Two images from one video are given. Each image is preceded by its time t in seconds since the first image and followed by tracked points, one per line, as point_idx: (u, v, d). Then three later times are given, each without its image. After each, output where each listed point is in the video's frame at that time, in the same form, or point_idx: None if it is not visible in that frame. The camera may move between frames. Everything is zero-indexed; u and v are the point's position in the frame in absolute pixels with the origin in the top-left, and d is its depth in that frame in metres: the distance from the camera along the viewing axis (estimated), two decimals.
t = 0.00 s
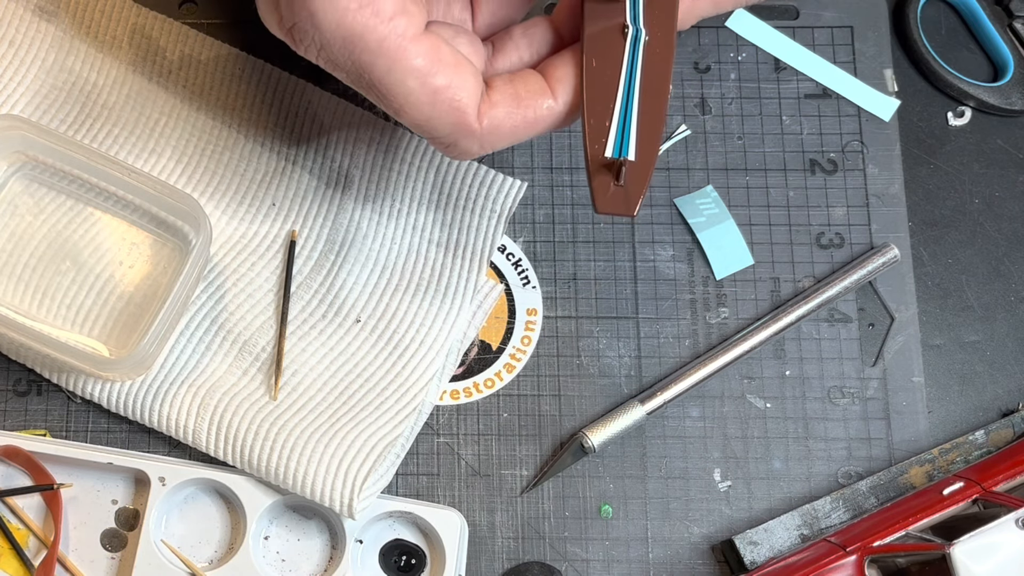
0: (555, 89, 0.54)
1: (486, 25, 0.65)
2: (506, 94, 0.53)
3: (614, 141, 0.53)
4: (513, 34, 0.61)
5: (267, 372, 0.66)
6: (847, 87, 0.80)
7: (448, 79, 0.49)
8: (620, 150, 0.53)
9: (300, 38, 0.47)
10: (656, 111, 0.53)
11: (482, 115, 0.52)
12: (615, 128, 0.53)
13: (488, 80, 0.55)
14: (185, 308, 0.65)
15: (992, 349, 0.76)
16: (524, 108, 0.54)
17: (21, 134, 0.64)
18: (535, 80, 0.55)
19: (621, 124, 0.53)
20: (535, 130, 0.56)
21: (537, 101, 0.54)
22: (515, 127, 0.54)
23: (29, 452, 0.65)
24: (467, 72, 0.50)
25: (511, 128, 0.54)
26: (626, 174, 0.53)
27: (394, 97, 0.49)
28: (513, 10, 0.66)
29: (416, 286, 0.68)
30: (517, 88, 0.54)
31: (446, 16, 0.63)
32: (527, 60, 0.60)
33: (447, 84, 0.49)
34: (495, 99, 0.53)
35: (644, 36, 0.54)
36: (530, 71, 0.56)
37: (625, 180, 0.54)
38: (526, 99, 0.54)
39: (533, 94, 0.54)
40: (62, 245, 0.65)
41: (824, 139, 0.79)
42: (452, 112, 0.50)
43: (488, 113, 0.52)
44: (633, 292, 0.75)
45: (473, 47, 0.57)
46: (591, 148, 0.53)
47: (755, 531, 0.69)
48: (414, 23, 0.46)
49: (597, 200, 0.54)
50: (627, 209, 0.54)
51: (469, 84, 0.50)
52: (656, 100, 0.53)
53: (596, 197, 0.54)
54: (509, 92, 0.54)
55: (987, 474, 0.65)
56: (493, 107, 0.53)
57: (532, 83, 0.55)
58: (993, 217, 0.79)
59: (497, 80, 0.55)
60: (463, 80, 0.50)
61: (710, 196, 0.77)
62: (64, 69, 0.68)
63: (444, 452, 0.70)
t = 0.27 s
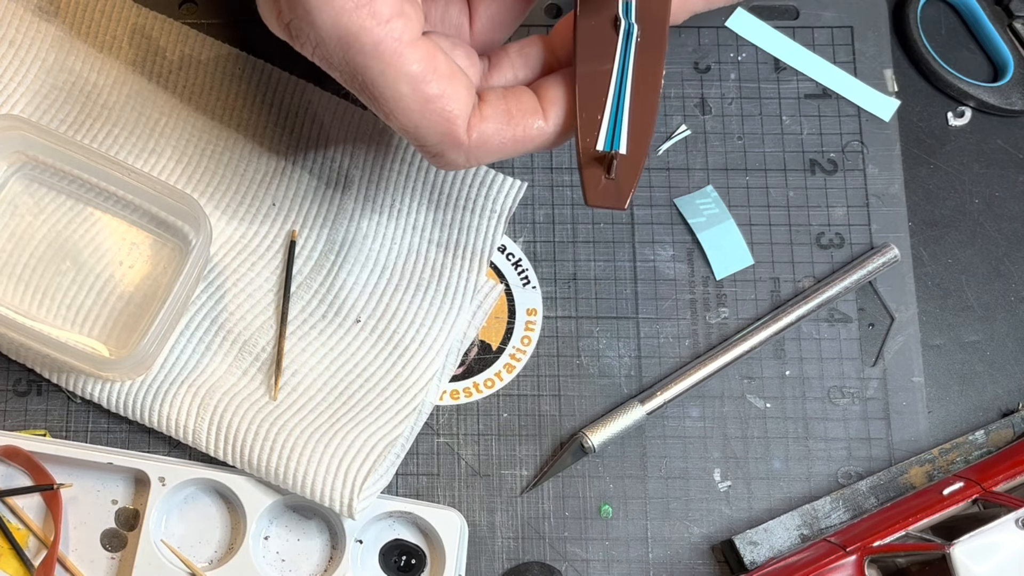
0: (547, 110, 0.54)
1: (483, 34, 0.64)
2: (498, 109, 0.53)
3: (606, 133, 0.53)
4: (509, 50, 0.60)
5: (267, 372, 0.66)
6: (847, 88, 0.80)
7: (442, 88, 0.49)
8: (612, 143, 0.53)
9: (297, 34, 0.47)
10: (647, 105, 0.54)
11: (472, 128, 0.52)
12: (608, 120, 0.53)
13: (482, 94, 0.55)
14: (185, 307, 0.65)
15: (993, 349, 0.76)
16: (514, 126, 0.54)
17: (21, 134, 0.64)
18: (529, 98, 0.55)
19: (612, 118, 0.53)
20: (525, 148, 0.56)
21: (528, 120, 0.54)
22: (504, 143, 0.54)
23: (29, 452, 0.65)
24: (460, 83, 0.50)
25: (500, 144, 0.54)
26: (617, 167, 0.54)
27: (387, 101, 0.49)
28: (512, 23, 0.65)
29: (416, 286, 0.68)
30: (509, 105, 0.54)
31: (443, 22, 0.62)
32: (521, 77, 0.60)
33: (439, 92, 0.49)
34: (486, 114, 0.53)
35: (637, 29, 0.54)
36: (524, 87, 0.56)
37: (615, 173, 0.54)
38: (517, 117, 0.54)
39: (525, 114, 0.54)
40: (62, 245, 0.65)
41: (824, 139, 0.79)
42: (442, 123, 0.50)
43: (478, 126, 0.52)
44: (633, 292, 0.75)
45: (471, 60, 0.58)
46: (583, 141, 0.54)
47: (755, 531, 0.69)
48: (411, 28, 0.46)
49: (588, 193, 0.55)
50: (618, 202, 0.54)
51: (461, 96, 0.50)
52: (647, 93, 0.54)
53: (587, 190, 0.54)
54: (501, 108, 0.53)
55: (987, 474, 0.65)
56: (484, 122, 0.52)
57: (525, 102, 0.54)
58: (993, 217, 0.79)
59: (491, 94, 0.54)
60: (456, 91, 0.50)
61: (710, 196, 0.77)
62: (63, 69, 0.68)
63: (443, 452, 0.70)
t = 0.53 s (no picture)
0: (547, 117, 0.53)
1: (481, 54, 0.62)
2: (499, 118, 0.53)
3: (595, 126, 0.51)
4: (503, 63, 0.59)
5: (267, 372, 0.66)
6: (847, 87, 0.80)
7: (443, 102, 0.49)
8: (600, 135, 0.51)
9: (296, 53, 0.47)
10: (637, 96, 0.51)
11: (475, 139, 0.52)
12: (596, 114, 0.52)
13: (483, 103, 0.55)
14: (185, 307, 0.65)
15: (992, 349, 0.76)
16: (516, 134, 0.53)
17: (21, 134, 0.64)
18: (530, 105, 0.54)
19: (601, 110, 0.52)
20: (528, 157, 0.55)
21: (529, 127, 0.53)
22: (507, 151, 0.54)
23: (29, 452, 0.65)
24: (461, 95, 0.50)
25: (503, 152, 0.53)
26: (605, 159, 0.52)
27: (388, 117, 0.49)
28: (508, 41, 0.63)
29: (416, 286, 0.68)
30: (511, 113, 0.53)
31: (440, 38, 0.60)
32: (515, 90, 0.58)
33: (440, 105, 0.49)
34: (488, 123, 0.53)
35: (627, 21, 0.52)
36: (525, 94, 0.55)
37: (604, 165, 0.52)
38: (519, 125, 0.53)
39: (526, 121, 0.53)
40: (62, 245, 0.65)
41: (824, 139, 0.79)
42: (444, 135, 0.50)
43: (481, 137, 0.52)
44: (633, 292, 0.75)
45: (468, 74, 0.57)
46: (571, 133, 0.52)
47: (755, 531, 0.69)
48: (411, 43, 0.47)
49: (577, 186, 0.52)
50: (606, 195, 0.52)
51: (462, 107, 0.50)
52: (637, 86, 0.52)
53: (576, 182, 0.52)
54: (503, 117, 0.53)
55: (987, 474, 0.65)
56: (486, 132, 0.52)
57: (526, 108, 0.54)
58: (993, 217, 0.79)
59: (492, 103, 0.54)
60: (457, 103, 0.50)
61: (710, 196, 0.77)
62: (63, 69, 0.67)
63: (443, 452, 0.70)
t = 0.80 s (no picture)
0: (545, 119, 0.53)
1: (480, 56, 0.62)
2: (496, 121, 0.53)
3: (596, 124, 0.52)
4: (501, 64, 0.59)
5: (267, 372, 0.66)
6: (847, 88, 0.80)
7: (438, 105, 0.49)
8: (601, 133, 0.51)
9: (290, 57, 0.48)
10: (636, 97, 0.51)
11: (470, 142, 0.52)
12: (596, 113, 0.52)
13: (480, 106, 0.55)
14: (185, 307, 0.65)
15: (993, 349, 0.76)
16: (513, 137, 0.53)
17: (21, 134, 0.64)
18: (527, 108, 0.54)
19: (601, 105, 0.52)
20: (526, 159, 0.55)
21: (526, 130, 0.53)
22: (503, 154, 0.54)
23: (29, 452, 0.65)
24: (457, 98, 0.50)
25: (500, 155, 0.53)
26: (602, 157, 0.52)
27: (384, 120, 0.50)
28: (511, 43, 0.63)
29: (416, 286, 0.68)
30: (507, 116, 0.53)
31: (438, 42, 0.60)
32: (514, 91, 0.58)
33: (435, 109, 0.49)
34: (485, 126, 0.53)
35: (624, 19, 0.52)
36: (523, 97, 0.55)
37: (601, 163, 0.52)
38: (515, 128, 0.53)
39: (523, 124, 0.53)
40: (62, 245, 0.65)
41: (824, 139, 0.79)
42: (440, 138, 0.51)
43: (477, 139, 0.52)
44: (633, 292, 0.75)
45: (464, 76, 0.57)
46: (569, 131, 0.52)
47: (755, 531, 0.69)
48: (406, 47, 0.47)
49: (572, 183, 0.52)
50: (603, 192, 0.52)
51: (458, 110, 0.50)
52: (636, 86, 0.52)
53: (571, 180, 0.52)
54: (499, 120, 0.53)
55: (987, 474, 0.65)
56: (482, 134, 0.52)
57: (524, 110, 0.53)
58: (993, 217, 0.79)
59: (489, 105, 0.54)
60: (453, 106, 0.50)
61: (710, 196, 0.77)
62: (63, 69, 0.67)
63: (443, 452, 0.70)
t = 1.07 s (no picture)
0: (535, 126, 0.52)
1: (472, 62, 0.62)
2: (485, 127, 0.52)
3: (593, 119, 0.50)
4: (493, 71, 0.59)
5: (267, 372, 0.66)
6: (847, 87, 0.80)
7: (427, 111, 0.49)
8: (598, 128, 0.50)
9: (277, 64, 0.48)
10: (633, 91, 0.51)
11: (459, 148, 0.51)
12: (591, 108, 0.50)
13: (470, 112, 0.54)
14: (185, 307, 0.65)
15: (992, 349, 0.76)
16: (503, 144, 0.52)
17: (21, 134, 0.64)
18: (517, 114, 0.53)
19: (598, 99, 0.50)
20: (517, 166, 0.54)
21: (516, 136, 0.52)
22: (493, 161, 0.53)
23: (29, 452, 0.65)
24: (446, 103, 0.50)
25: (489, 162, 0.53)
26: (598, 152, 0.50)
27: (372, 127, 0.49)
28: (505, 48, 0.63)
29: (416, 286, 0.68)
30: (497, 123, 0.52)
31: (430, 47, 0.60)
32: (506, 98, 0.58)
33: (424, 115, 0.49)
34: (474, 132, 0.52)
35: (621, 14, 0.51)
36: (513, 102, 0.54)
37: (597, 158, 0.50)
38: (506, 135, 0.52)
39: (513, 131, 0.52)
40: (63, 245, 0.65)
41: (824, 139, 0.79)
42: (429, 144, 0.50)
43: (466, 146, 0.51)
44: (633, 292, 0.75)
45: (455, 82, 0.56)
46: (564, 125, 0.50)
47: (755, 531, 0.69)
48: (394, 53, 0.47)
49: (568, 177, 0.51)
50: (598, 186, 0.51)
51: (447, 116, 0.50)
52: (634, 81, 0.51)
53: (567, 174, 0.51)
54: (489, 126, 0.52)
55: (987, 474, 0.65)
56: (472, 140, 0.52)
57: (514, 117, 0.52)
58: (993, 217, 0.79)
59: (479, 112, 0.53)
60: (442, 112, 0.49)
61: (710, 196, 0.77)
62: (62, 69, 0.67)
63: (444, 452, 0.70)
